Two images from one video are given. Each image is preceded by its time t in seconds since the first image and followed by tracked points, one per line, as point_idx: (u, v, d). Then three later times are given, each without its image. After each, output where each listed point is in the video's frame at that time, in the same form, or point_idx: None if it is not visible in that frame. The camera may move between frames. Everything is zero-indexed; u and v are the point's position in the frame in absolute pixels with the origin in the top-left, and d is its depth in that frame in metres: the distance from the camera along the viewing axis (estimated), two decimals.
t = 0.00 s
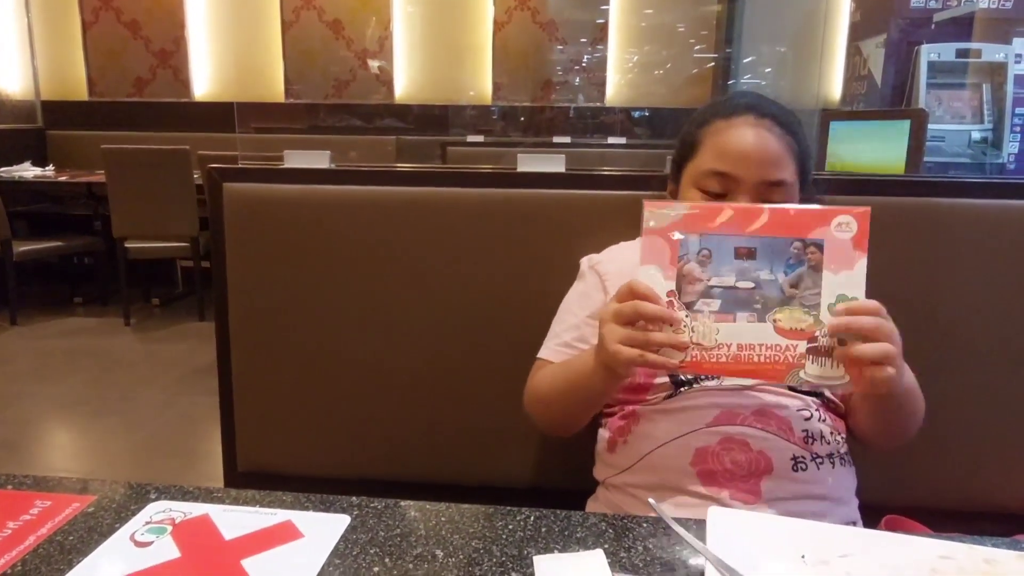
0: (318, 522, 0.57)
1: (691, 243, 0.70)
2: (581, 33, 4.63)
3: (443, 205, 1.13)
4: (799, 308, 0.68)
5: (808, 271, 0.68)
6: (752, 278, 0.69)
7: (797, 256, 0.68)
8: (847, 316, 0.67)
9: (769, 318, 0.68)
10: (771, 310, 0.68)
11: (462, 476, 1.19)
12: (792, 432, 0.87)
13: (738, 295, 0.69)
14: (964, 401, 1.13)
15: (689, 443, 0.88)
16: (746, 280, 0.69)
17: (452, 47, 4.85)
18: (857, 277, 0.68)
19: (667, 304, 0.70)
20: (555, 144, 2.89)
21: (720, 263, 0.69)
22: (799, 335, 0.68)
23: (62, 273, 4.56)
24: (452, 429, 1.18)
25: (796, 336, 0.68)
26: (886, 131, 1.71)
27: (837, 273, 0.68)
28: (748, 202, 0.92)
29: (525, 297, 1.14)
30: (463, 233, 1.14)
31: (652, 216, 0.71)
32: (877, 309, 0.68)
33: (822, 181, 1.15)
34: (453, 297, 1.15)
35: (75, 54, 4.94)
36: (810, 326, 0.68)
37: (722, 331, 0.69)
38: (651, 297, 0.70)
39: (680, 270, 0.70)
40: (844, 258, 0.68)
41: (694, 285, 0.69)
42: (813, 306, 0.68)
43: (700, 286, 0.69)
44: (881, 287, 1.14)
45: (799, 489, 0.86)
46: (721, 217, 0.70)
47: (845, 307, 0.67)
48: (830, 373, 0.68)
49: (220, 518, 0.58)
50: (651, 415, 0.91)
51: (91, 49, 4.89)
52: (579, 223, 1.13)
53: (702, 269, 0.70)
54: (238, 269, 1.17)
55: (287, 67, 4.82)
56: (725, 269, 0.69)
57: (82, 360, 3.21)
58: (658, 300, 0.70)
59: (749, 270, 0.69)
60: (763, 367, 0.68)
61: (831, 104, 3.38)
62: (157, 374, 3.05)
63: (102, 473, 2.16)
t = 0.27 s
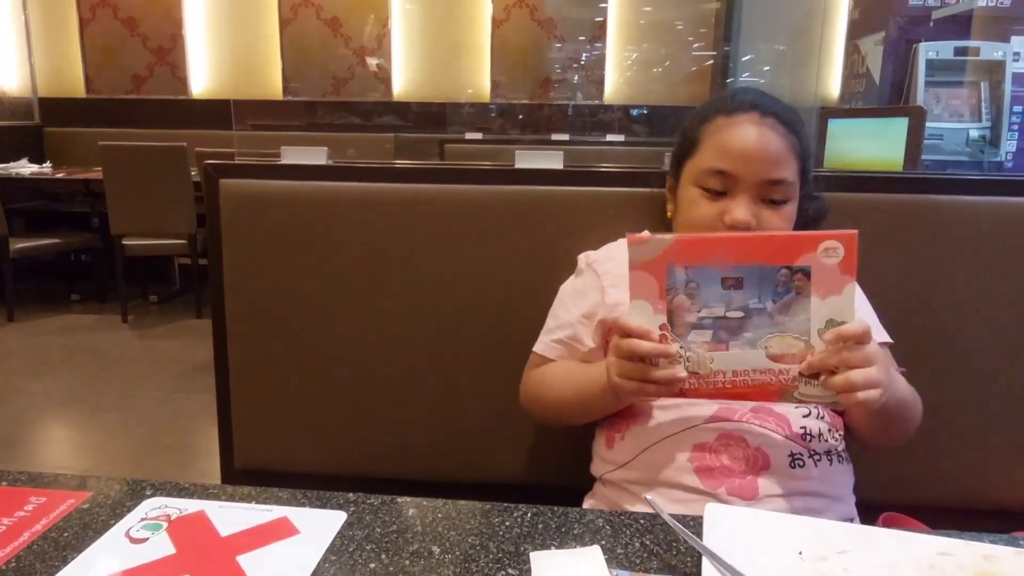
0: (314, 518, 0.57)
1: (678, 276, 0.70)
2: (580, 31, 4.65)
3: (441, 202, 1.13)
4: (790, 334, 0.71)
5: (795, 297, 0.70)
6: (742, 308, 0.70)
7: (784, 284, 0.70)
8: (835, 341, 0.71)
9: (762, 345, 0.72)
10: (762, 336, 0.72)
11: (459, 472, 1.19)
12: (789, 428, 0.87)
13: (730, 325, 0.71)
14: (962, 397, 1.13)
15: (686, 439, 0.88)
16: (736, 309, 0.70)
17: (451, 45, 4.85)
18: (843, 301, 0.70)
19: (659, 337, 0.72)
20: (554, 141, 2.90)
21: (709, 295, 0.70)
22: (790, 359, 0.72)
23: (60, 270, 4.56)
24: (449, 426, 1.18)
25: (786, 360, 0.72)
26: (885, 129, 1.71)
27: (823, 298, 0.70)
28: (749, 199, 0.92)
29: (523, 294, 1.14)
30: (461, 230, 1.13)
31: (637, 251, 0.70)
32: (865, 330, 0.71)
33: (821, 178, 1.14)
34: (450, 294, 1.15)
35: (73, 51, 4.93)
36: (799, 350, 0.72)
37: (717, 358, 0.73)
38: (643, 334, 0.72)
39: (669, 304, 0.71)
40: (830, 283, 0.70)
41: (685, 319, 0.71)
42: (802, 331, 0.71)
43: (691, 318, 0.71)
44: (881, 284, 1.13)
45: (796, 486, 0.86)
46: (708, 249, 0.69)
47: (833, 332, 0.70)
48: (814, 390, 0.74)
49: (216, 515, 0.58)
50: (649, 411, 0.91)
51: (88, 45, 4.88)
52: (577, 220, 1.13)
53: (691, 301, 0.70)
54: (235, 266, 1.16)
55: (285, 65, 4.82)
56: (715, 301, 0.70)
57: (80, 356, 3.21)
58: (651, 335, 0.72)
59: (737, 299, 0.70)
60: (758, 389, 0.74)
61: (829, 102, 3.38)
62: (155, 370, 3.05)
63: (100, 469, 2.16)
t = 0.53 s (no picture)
0: (309, 515, 0.57)
1: (681, 283, 0.70)
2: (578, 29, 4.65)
3: (438, 199, 1.13)
4: (796, 338, 0.71)
5: (799, 302, 0.70)
6: (746, 314, 0.70)
7: (788, 288, 0.70)
8: (841, 343, 0.71)
9: (767, 350, 0.71)
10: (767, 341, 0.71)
11: (457, 469, 1.18)
12: (788, 426, 0.87)
13: (734, 329, 0.71)
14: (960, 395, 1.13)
15: (685, 436, 0.88)
16: (740, 315, 0.70)
17: (449, 42, 4.84)
18: (847, 304, 0.70)
19: (662, 345, 0.72)
20: (552, 138, 2.89)
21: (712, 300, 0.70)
22: (795, 364, 0.72)
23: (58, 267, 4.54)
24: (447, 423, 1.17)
25: (792, 365, 0.72)
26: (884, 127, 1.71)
27: (827, 301, 0.70)
28: (750, 193, 0.92)
29: (521, 291, 1.14)
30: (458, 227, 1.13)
31: (639, 259, 0.70)
32: (870, 333, 0.71)
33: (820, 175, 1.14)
34: (448, 291, 1.14)
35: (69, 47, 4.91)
36: (805, 354, 0.72)
37: (720, 363, 0.73)
38: (648, 343, 0.72)
39: (673, 310, 0.71)
40: (833, 286, 0.70)
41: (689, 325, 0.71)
42: (808, 336, 0.71)
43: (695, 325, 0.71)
44: (881, 282, 1.13)
45: (794, 484, 0.86)
46: (710, 255, 0.69)
47: (839, 335, 0.70)
48: (819, 394, 0.74)
49: (212, 511, 0.57)
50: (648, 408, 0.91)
51: (85, 42, 4.86)
52: (575, 217, 1.12)
53: (695, 307, 0.70)
54: (232, 263, 1.16)
55: (283, 62, 4.81)
56: (719, 307, 0.70)
57: (77, 353, 3.20)
58: (655, 343, 0.72)
59: (741, 305, 0.70)
60: (763, 393, 0.73)
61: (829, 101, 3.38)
62: (152, 367, 3.04)
63: (97, 466, 2.16)
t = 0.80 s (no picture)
0: (305, 511, 0.57)
1: (684, 288, 0.70)
2: (576, 26, 4.65)
3: (435, 194, 1.12)
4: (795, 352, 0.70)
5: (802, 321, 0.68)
6: (746, 324, 0.69)
7: (792, 304, 0.67)
8: (841, 361, 0.70)
9: (765, 361, 0.70)
10: (766, 351, 0.70)
11: (454, 466, 1.18)
12: (782, 423, 0.87)
13: (733, 337, 0.70)
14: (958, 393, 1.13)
15: (680, 432, 0.88)
16: (740, 325, 0.69)
17: (447, 39, 4.83)
18: (851, 322, 0.68)
19: (663, 344, 0.73)
20: (551, 135, 2.89)
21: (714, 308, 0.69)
22: (793, 377, 0.70)
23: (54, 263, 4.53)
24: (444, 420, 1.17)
25: (789, 377, 0.70)
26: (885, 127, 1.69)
27: (830, 319, 0.68)
28: (746, 186, 0.92)
29: (519, 287, 1.13)
30: (455, 222, 1.13)
31: (642, 262, 0.70)
32: (869, 350, 0.70)
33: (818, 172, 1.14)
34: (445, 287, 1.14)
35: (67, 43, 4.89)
36: (803, 367, 0.70)
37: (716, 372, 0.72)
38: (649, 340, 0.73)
39: (675, 313, 0.71)
40: (838, 303, 0.67)
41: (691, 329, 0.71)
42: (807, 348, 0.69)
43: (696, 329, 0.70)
44: (879, 279, 1.13)
45: (788, 481, 0.86)
46: (714, 264, 0.68)
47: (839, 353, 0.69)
48: (816, 408, 0.72)
49: (207, 508, 0.57)
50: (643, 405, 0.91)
51: (82, 37, 4.84)
52: (573, 213, 1.12)
53: (697, 313, 0.70)
54: (228, 258, 1.16)
55: (281, 58, 4.79)
56: (720, 316, 0.69)
57: (73, 350, 3.19)
58: (655, 342, 0.73)
59: (743, 315, 0.69)
60: (758, 403, 0.72)
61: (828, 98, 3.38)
62: (149, 364, 3.04)
63: (94, 463, 2.15)
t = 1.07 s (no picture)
0: (302, 507, 0.56)
1: (676, 51, 0.65)
2: (574, 22, 4.65)
3: (433, 188, 1.12)
4: (799, 99, 0.64)
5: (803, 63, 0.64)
6: (745, 75, 0.64)
7: (791, 50, 0.64)
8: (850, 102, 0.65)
9: (769, 112, 0.64)
10: (768, 104, 0.64)
11: (453, 461, 1.18)
12: (779, 419, 0.87)
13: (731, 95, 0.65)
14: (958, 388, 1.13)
15: (676, 430, 0.87)
16: (738, 78, 0.64)
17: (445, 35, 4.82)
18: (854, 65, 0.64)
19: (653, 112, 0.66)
20: (550, 132, 2.88)
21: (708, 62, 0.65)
22: (802, 125, 0.65)
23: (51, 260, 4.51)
24: (442, 415, 1.17)
25: (796, 126, 0.64)
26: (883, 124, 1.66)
27: (833, 63, 0.64)
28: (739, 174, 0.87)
29: (517, 282, 1.13)
30: (452, 216, 1.12)
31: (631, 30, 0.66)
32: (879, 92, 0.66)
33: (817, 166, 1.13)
34: (443, 281, 1.13)
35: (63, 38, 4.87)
36: (810, 116, 0.65)
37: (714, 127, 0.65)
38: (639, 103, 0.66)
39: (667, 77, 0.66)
40: (838, 46, 0.63)
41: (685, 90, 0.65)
42: (812, 96, 0.64)
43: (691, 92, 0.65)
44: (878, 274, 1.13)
45: (786, 477, 0.86)
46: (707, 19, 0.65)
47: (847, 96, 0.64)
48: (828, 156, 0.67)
49: (203, 503, 0.57)
50: (640, 402, 0.91)
51: (79, 33, 4.82)
52: (571, 207, 1.12)
53: (691, 74, 0.65)
54: (224, 252, 1.15)
55: (279, 54, 4.78)
56: (716, 68, 0.65)
57: (71, 347, 3.18)
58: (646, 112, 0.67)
59: (740, 67, 0.64)
60: (761, 160, 0.64)
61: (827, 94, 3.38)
62: (147, 361, 3.03)
63: (92, 460, 2.15)
